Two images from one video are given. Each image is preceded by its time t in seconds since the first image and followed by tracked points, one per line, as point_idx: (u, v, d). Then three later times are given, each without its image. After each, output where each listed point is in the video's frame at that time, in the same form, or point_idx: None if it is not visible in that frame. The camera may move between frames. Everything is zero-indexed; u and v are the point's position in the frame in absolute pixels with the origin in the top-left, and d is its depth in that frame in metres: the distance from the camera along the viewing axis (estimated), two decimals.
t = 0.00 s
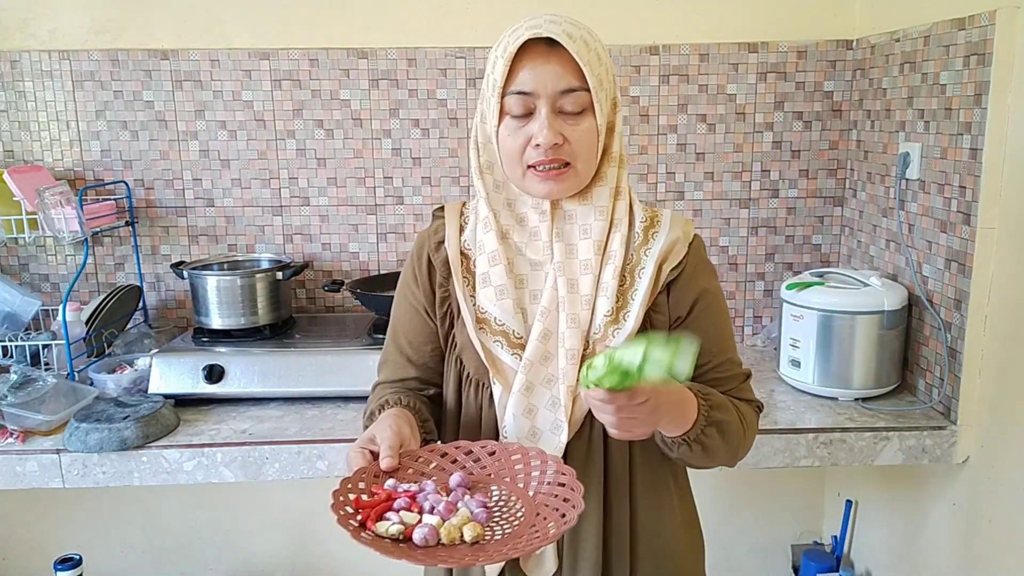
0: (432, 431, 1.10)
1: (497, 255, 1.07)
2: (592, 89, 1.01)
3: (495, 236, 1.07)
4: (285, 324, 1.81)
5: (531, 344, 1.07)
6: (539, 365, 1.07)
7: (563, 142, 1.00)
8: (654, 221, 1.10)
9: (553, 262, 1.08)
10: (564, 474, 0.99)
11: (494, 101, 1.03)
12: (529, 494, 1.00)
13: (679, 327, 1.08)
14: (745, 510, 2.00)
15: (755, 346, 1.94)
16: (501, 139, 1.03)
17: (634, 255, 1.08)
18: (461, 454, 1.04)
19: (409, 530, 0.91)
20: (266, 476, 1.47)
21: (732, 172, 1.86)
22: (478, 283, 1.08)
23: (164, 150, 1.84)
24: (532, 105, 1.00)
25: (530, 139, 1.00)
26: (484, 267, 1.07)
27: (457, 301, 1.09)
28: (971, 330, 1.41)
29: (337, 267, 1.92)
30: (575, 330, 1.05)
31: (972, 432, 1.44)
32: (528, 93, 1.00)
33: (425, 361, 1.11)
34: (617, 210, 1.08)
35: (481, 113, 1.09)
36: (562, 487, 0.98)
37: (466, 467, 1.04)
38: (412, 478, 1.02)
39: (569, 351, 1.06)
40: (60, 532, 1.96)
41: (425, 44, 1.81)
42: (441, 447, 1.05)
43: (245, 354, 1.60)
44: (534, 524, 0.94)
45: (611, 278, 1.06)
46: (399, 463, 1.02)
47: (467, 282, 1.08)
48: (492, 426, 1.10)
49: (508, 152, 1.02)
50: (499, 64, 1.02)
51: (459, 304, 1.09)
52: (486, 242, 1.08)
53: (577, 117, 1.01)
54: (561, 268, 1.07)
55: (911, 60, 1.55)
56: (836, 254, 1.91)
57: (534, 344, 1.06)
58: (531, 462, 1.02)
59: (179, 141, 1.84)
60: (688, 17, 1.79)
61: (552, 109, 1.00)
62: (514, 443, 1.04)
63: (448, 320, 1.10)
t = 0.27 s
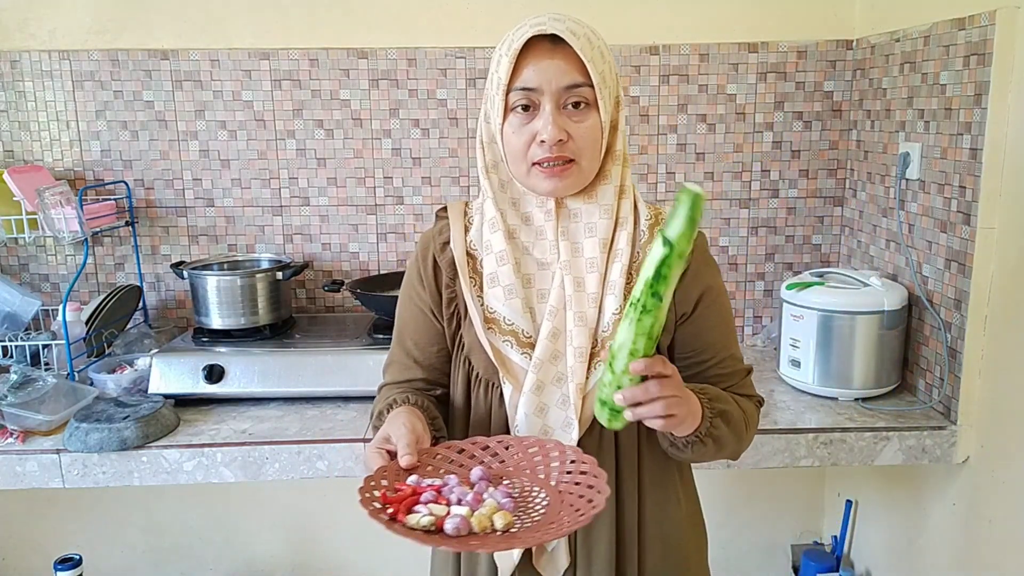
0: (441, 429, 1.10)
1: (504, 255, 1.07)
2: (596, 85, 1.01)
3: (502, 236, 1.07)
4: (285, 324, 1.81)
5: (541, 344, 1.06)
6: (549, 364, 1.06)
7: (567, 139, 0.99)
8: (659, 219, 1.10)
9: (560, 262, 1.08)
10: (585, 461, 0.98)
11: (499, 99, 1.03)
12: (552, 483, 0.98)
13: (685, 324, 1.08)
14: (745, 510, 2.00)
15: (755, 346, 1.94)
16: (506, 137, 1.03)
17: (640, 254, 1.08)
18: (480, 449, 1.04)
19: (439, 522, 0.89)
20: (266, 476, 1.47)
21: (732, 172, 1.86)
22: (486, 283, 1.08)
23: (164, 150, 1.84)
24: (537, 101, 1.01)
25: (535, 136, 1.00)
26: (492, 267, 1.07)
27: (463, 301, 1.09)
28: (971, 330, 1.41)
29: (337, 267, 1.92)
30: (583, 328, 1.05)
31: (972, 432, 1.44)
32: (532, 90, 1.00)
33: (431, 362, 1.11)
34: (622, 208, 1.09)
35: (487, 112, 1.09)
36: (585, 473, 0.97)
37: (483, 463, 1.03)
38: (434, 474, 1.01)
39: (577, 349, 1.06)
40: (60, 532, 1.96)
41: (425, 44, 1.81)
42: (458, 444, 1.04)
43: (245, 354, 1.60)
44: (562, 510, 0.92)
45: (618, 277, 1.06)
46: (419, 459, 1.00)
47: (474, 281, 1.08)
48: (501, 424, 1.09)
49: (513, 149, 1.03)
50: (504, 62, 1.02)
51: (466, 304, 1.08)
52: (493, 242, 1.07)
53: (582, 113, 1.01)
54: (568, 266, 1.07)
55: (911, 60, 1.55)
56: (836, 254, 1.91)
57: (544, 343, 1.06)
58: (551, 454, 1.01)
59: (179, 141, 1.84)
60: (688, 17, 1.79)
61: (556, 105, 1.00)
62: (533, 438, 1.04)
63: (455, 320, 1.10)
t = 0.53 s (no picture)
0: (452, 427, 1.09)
1: (510, 256, 1.06)
2: (598, 91, 1.01)
3: (508, 237, 1.07)
4: (285, 324, 1.81)
5: (547, 344, 1.07)
6: (555, 364, 1.07)
7: (569, 145, 1.00)
8: (661, 220, 1.11)
9: (564, 263, 1.08)
10: (606, 458, 0.99)
11: (501, 105, 1.03)
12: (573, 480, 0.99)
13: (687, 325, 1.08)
14: (745, 510, 2.00)
15: (755, 346, 1.94)
16: (509, 143, 1.03)
17: (644, 254, 1.09)
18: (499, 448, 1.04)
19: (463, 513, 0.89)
20: (267, 476, 1.47)
21: (732, 172, 1.87)
22: (492, 284, 1.08)
23: (164, 150, 1.84)
24: (539, 108, 1.00)
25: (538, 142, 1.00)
26: (498, 268, 1.07)
27: (469, 302, 1.08)
28: (971, 330, 1.41)
29: (337, 267, 1.92)
30: (589, 329, 1.06)
31: (972, 432, 1.44)
32: (535, 97, 1.00)
33: (436, 362, 1.11)
34: (625, 210, 1.09)
35: (489, 114, 1.09)
36: (606, 471, 0.98)
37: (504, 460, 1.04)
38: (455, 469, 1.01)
39: (583, 350, 1.06)
40: (60, 532, 1.96)
41: (425, 44, 1.81)
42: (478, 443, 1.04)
43: (245, 354, 1.60)
44: (585, 504, 0.93)
45: (623, 278, 1.07)
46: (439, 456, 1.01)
47: (480, 282, 1.08)
48: (508, 424, 1.09)
49: (516, 154, 1.02)
50: (506, 68, 1.02)
51: (472, 305, 1.08)
52: (499, 244, 1.07)
53: (584, 120, 1.01)
54: (572, 268, 1.07)
55: (911, 60, 1.55)
56: (836, 254, 1.91)
57: (550, 344, 1.06)
58: (571, 452, 1.02)
59: (179, 141, 1.84)
60: (688, 17, 1.79)
61: (559, 112, 1.00)
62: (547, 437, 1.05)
63: (460, 321, 1.09)
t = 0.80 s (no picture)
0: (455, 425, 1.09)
1: (511, 257, 1.06)
2: (600, 95, 1.01)
3: (509, 238, 1.07)
4: (285, 324, 1.81)
5: (548, 344, 1.07)
6: (556, 364, 1.07)
7: (571, 148, 1.00)
8: (660, 221, 1.11)
9: (565, 264, 1.08)
10: (616, 453, 1.00)
11: (504, 107, 1.03)
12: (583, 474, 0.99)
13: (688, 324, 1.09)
14: (745, 510, 2.00)
15: (755, 346, 1.94)
16: (511, 146, 1.03)
17: (644, 255, 1.09)
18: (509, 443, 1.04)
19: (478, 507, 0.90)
20: (267, 476, 1.47)
21: (732, 172, 1.87)
22: (493, 284, 1.08)
23: (164, 150, 1.84)
24: (542, 111, 1.00)
25: (540, 145, 1.00)
26: (499, 268, 1.07)
27: (471, 302, 1.08)
28: (971, 330, 1.41)
29: (337, 267, 1.92)
30: (590, 330, 1.06)
31: (972, 432, 1.44)
32: (538, 100, 1.00)
33: (437, 361, 1.10)
34: (626, 212, 1.09)
35: (490, 115, 1.09)
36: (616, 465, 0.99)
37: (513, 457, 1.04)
38: (467, 464, 1.01)
39: (584, 350, 1.06)
40: (60, 532, 1.96)
41: (425, 44, 1.81)
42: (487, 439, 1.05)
43: (245, 354, 1.60)
44: (598, 497, 0.93)
45: (623, 278, 1.07)
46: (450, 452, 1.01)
47: (482, 282, 1.08)
48: (509, 423, 1.09)
49: (518, 156, 1.02)
50: (508, 71, 1.02)
51: (474, 305, 1.08)
52: (500, 244, 1.07)
53: (586, 123, 1.01)
54: (573, 268, 1.07)
55: (911, 60, 1.55)
56: (836, 254, 1.91)
57: (551, 343, 1.06)
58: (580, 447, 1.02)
59: (179, 141, 1.84)
60: (688, 17, 1.80)
61: (561, 116, 1.00)
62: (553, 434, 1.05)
63: (461, 321, 1.09)
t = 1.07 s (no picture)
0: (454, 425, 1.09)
1: (509, 257, 1.06)
2: (598, 95, 1.01)
3: (507, 239, 1.07)
4: (285, 324, 1.81)
5: (546, 344, 1.07)
6: (554, 363, 1.07)
7: (570, 148, 1.00)
8: (657, 220, 1.11)
9: (563, 264, 1.08)
10: (623, 457, 1.00)
11: (502, 108, 1.03)
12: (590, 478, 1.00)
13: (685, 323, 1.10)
14: (746, 510, 2.00)
15: (755, 347, 1.94)
16: (509, 147, 1.03)
17: (640, 254, 1.09)
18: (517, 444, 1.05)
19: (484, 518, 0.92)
20: (266, 476, 1.47)
21: (732, 172, 1.86)
22: (491, 284, 1.08)
23: (164, 150, 1.84)
24: (540, 111, 1.00)
25: (538, 145, 1.00)
26: (497, 269, 1.07)
27: (469, 302, 1.09)
28: (971, 330, 1.41)
29: (337, 267, 1.92)
30: (588, 329, 1.06)
31: (972, 432, 1.44)
32: (536, 100, 1.00)
33: (435, 361, 1.10)
34: (623, 212, 1.10)
35: (488, 117, 1.09)
36: (623, 470, 0.99)
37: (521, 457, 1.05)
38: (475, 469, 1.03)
39: (582, 349, 1.06)
40: (60, 532, 1.96)
41: (425, 44, 1.81)
42: (495, 438, 1.05)
43: (245, 354, 1.60)
44: (604, 506, 0.95)
45: (620, 278, 1.07)
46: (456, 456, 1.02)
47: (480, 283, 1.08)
48: (508, 422, 1.09)
49: (517, 157, 1.02)
50: (507, 72, 1.02)
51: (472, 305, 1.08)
52: (498, 245, 1.07)
53: (583, 123, 1.01)
54: (571, 268, 1.07)
55: (911, 60, 1.55)
56: (836, 254, 1.91)
57: (549, 343, 1.06)
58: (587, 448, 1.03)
59: (179, 141, 1.84)
60: (688, 17, 1.79)
61: (559, 115, 1.00)
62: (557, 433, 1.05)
63: (459, 321, 1.10)
